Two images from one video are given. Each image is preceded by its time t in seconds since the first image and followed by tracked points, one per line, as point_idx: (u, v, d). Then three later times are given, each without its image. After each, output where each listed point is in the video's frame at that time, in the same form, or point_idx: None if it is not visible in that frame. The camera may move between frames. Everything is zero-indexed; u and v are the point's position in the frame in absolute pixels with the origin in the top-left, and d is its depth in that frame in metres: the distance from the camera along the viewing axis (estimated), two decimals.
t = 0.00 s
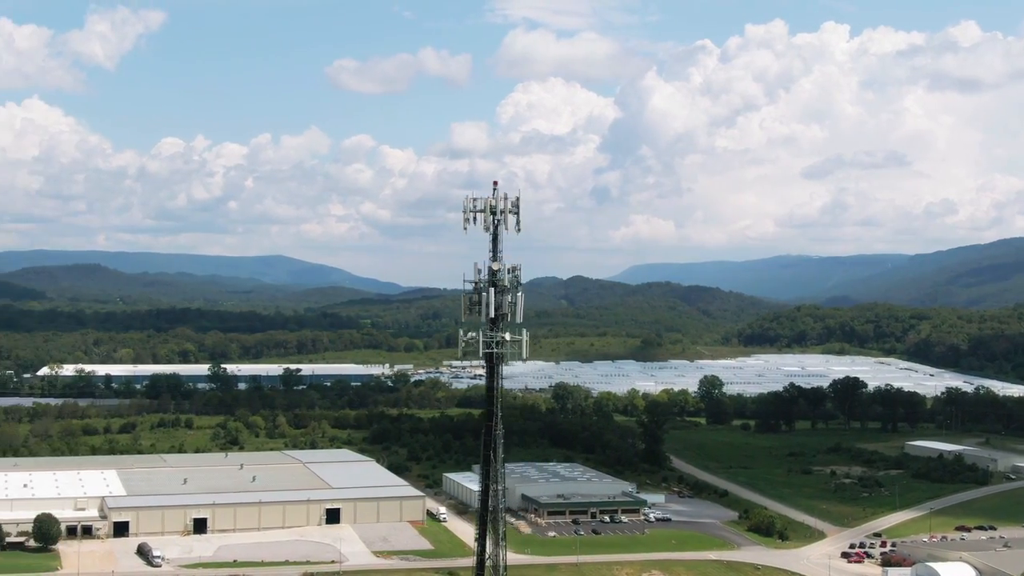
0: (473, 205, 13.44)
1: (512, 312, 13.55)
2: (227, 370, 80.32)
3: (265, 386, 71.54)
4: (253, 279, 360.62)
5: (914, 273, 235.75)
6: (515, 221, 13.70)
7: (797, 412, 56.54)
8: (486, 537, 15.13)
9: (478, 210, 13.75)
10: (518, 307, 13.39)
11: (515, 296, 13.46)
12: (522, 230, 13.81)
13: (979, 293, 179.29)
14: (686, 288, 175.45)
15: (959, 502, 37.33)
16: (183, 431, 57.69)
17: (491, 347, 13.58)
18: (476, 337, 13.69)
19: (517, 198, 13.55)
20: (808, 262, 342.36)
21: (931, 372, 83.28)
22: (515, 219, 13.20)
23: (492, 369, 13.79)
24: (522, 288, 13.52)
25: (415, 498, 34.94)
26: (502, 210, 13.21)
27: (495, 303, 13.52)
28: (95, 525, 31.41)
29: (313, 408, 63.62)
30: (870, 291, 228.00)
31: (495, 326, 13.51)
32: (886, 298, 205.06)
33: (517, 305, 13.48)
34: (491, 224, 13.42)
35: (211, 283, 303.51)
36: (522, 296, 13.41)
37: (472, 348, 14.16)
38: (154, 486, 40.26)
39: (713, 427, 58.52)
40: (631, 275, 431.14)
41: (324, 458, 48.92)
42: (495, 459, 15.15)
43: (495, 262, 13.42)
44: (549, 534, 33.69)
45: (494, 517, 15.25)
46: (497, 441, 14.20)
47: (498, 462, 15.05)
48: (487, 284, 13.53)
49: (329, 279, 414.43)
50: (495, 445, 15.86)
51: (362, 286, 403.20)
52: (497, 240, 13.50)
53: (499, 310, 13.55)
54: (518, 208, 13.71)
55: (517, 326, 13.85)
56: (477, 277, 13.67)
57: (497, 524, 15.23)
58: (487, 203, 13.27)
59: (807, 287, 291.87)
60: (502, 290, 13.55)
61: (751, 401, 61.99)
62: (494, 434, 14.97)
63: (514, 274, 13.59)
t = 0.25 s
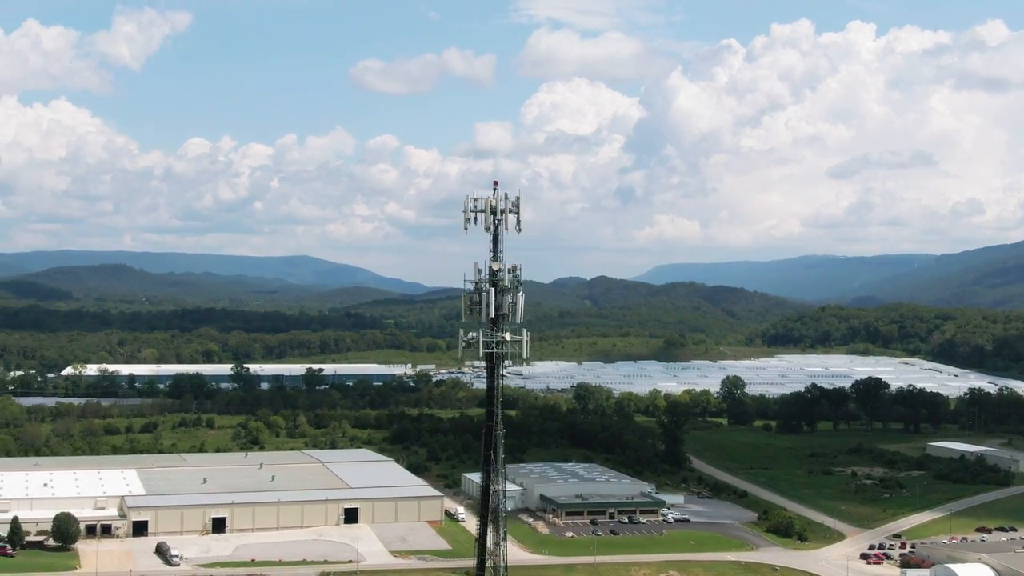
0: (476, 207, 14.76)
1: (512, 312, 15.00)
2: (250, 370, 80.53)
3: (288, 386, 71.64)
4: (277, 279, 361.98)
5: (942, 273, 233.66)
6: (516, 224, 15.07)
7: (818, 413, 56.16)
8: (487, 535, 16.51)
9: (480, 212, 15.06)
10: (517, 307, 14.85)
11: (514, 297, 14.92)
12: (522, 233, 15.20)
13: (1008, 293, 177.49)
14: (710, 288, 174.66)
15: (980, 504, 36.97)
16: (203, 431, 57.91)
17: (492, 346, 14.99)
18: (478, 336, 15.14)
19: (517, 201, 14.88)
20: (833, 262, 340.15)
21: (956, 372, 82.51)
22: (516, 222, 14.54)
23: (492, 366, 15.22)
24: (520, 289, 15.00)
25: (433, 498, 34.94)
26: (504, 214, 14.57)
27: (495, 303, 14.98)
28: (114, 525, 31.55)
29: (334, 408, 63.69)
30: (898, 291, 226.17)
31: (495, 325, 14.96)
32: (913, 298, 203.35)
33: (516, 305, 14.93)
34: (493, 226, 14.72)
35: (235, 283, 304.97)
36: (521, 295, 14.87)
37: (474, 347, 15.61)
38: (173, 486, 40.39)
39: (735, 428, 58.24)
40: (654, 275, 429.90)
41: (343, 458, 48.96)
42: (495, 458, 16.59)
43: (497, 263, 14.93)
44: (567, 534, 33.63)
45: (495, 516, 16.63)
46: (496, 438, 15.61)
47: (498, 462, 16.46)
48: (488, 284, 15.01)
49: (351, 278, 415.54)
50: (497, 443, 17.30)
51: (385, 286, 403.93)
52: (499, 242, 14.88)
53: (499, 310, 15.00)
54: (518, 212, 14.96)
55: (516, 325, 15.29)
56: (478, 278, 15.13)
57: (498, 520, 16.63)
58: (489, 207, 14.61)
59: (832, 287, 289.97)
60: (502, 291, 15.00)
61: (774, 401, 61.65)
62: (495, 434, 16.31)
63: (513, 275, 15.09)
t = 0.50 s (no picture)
0: (477, 206, 14.55)
1: (512, 312, 14.92)
2: (273, 369, 80.85)
3: (310, 386, 71.84)
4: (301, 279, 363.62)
5: (970, 272, 231.85)
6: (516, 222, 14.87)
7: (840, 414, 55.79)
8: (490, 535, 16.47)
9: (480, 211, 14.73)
10: (518, 307, 14.76)
11: (514, 297, 14.85)
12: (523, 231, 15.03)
13: None
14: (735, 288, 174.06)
15: (1002, 505, 36.57)
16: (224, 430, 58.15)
17: (492, 346, 14.91)
18: (478, 337, 15.04)
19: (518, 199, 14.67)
20: (858, 262, 338.23)
21: (982, 373, 81.78)
22: (518, 222, 14.34)
23: (492, 366, 15.14)
24: (520, 289, 14.92)
25: (451, 498, 34.93)
26: (506, 214, 14.36)
27: (495, 303, 14.89)
28: (134, 524, 31.71)
29: (355, 407, 63.82)
30: (925, 291, 224.62)
31: (496, 326, 14.86)
32: (941, 298, 201.89)
33: (517, 305, 14.84)
34: (493, 225, 14.43)
35: (259, 283, 306.67)
36: (522, 295, 14.77)
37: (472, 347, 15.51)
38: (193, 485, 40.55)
39: (756, 428, 57.91)
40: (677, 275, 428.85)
41: (362, 458, 49.02)
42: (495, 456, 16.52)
43: (496, 263, 14.81)
44: (585, 535, 33.50)
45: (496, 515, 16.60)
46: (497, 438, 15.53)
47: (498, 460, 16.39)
48: (488, 284, 14.89)
49: (374, 278, 416.80)
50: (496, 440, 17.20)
51: (408, 286, 404.97)
52: (499, 241, 14.58)
53: (499, 310, 14.92)
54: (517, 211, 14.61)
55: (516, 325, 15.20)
56: (477, 278, 15.02)
57: (500, 520, 16.60)
58: (490, 206, 14.39)
59: (858, 287, 288.41)
60: (502, 290, 14.93)
61: (796, 402, 61.33)
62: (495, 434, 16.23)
63: (513, 275, 14.99)
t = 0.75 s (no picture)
0: (477, 206, 14.59)
1: (513, 313, 14.95)
2: (295, 369, 81.13)
3: (333, 386, 72.03)
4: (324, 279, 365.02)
5: (998, 272, 229.97)
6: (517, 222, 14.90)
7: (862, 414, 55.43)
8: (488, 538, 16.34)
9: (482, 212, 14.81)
10: (519, 307, 14.81)
11: (515, 297, 14.91)
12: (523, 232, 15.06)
13: None
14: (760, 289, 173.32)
15: None
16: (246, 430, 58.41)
17: (492, 346, 14.95)
18: (478, 337, 15.06)
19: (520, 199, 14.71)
20: (883, 262, 336.11)
21: (1008, 374, 81.04)
22: (519, 222, 14.36)
23: (493, 367, 15.17)
24: (521, 289, 14.98)
25: (469, 498, 34.93)
26: (508, 215, 14.39)
27: (496, 303, 14.91)
28: (153, 523, 31.87)
29: (376, 407, 63.95)
30: (953, 291, 222.95)
31: (497, 326, 14.89)
32: (969, 299, 200.29)
33: (516, 305, 14.89)
34: (494, 225, 14.48)
35: (284, 283, 308.15)
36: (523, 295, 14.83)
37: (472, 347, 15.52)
38: (212, 485, 40.72)
39: (778, 429, 57.59)
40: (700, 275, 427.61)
41: (382, 458, 49.10)
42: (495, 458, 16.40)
43: (497, 263, 14.87)
44: (603, 536, 33.42)
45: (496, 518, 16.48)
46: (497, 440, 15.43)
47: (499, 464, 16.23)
48: (489, 284, 14.93)
49: (397, 278, 417.78)
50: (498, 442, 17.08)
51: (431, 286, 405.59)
52: (500, 241, 14.61)
53: (500, 310, 14.94)
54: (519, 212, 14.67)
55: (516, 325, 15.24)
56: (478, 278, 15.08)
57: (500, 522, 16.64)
58: (491, 206, 14.42)
59: (884, 287, 286.59)
60: (502, 290, 14.98)
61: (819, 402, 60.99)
62: (496, 436, 16.11)
63: (514, 275, 15.03)
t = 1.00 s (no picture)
0: (477, 205, 14.60)
1: (513, 312, 15.10)
2: (319, 370, 81.30)
3: (356, 386, 72.22)
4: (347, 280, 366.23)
5: None
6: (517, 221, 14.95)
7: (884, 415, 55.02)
8: (489, 536, 16.54)
9: (481, 210, 14.82)
10: (519, 307, 14.95)
11: (515, 296, 15.05)
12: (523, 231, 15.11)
13: None
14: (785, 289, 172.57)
15: None
16: (267, 430, 58.63)
17: (492, 346, 15.04)
18: (478, 336, 15.18)
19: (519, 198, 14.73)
20: (908, 262, 333.98)
21: None
22: (519, 222, 14.41)
23: (493, 365, 15.31)
24: (520, 288, 15.10)
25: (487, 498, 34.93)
26: (509, 214, 14.41)
27: (496, 303, 15.05)
28: (171, 522, 32.00)
29: (397, 407, 64.07)
30: (980, 291, 221.19)
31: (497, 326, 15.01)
32: (996, 299, 198.72)
33: (516, 304, 15.03)
34: (493, 224, 14.44)
35: (308, 283, 309.44)
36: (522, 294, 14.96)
37: (473, 345, 15.64)
38: (231, 485, 40.88)
39: (799, 430, 57.25)
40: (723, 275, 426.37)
41: (401, 458, 49.19)
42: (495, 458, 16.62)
43: (497, 264, 15.00)
44: (621, 536, 33.33)
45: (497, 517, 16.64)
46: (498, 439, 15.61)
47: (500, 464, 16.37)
48: (489, 283, 15.04)
49: (420, 278, 418.56)
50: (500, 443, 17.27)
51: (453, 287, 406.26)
52: (500, 240, 14.64)
53: (500, 309, 15.08)
54: (518, 211, 14.66)
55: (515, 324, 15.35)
56: (478, 277, 15.19)
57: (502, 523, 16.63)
58: (492, 206, 14.44)
59: (910, 287, 284.82)
60: (503, 289, 15.10)
61: (842, 403, 60.60)
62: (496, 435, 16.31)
63: (514, 274, 15.14)
